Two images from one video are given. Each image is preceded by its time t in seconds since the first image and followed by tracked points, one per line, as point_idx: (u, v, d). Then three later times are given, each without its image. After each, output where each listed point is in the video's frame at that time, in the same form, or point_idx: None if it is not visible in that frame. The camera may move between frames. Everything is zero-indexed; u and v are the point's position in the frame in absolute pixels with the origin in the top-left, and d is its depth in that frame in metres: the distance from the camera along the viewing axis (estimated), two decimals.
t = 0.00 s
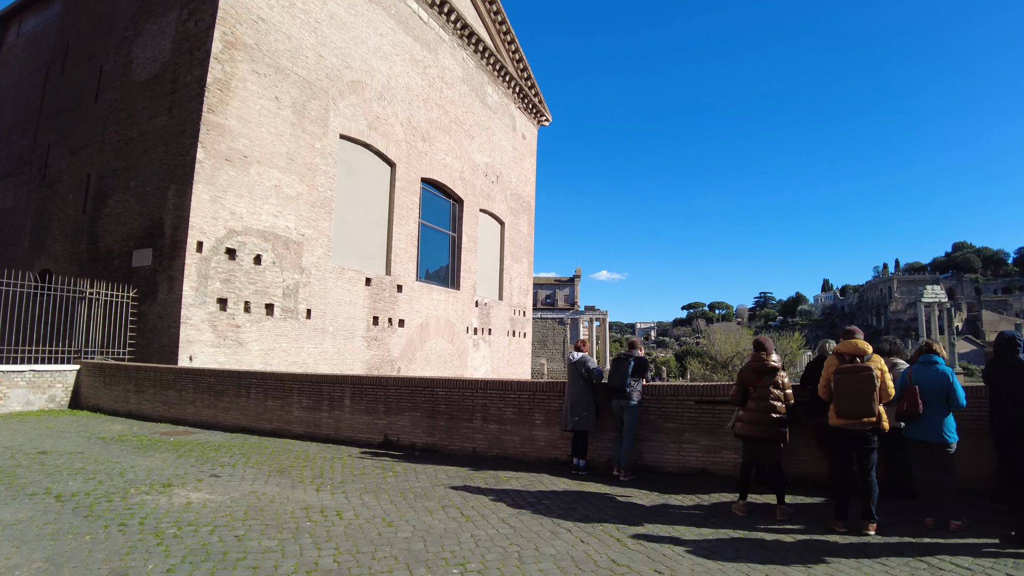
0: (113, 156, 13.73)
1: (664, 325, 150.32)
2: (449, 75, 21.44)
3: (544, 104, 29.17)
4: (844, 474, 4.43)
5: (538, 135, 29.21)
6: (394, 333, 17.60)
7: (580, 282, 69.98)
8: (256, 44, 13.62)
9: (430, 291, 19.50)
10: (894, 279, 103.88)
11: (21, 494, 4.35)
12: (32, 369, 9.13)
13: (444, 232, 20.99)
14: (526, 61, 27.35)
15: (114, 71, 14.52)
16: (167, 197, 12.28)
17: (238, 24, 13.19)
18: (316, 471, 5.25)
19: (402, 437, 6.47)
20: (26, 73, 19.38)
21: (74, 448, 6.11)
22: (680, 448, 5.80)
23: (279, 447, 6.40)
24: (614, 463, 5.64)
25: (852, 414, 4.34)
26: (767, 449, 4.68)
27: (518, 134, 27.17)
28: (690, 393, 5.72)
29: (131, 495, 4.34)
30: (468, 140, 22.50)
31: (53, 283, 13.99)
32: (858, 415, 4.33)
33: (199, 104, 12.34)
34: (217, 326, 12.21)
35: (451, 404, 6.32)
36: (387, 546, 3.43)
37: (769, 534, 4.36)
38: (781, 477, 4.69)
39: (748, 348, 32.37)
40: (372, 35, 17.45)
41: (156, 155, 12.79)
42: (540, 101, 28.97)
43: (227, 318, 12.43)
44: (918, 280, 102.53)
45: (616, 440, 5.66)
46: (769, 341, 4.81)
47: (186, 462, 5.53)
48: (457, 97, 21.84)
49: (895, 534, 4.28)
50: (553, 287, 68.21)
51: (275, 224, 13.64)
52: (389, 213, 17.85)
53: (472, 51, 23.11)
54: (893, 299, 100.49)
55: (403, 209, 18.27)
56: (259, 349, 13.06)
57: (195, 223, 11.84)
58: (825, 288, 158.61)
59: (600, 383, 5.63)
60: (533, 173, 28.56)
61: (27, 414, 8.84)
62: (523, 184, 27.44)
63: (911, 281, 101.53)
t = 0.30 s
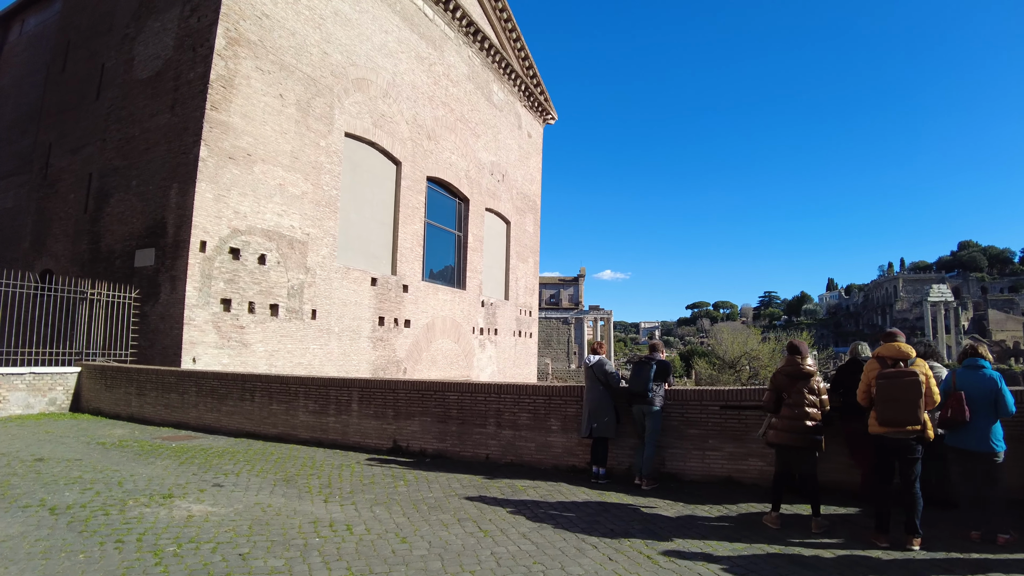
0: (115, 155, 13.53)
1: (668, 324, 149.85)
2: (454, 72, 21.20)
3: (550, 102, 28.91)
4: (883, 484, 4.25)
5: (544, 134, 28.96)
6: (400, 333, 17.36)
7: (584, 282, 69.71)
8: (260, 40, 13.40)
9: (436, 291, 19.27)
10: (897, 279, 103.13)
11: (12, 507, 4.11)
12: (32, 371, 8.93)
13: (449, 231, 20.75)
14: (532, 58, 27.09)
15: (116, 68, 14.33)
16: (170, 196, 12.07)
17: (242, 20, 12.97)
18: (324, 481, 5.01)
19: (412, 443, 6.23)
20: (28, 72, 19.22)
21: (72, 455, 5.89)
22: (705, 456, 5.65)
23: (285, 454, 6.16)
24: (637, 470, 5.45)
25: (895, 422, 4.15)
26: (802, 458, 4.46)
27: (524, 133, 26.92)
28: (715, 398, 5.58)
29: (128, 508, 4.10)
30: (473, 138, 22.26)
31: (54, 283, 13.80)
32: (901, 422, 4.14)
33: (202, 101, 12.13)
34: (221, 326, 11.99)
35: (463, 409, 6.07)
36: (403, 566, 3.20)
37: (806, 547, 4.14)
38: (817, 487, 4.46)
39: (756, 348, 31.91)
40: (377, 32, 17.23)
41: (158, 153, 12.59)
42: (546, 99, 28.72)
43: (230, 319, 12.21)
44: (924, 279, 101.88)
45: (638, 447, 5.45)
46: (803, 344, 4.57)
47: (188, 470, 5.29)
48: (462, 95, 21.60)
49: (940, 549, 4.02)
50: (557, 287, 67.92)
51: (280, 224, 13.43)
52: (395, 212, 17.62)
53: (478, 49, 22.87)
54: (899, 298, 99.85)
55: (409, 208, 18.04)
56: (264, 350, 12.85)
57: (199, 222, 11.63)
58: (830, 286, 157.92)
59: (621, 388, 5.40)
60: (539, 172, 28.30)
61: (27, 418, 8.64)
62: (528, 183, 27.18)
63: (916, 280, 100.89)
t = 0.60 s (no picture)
0: (121, 152, 13.37)
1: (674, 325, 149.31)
2: (463, 69, 20.97)
3: (558, 100, 28.67)
4: (933, 489, 3.95)
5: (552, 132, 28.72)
6: (408, 333, 17.14)
7: (590, 282, 69.44)
8: (267, 35, 13.21)
9: (444, 290, 19.04)
10: (905, 278, 102.29)
11: (7, 514, 3.88)
12: (36, 371, 8.75)
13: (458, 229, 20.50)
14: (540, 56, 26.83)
15: (122, 65, 14.17)
16: (176, 193, 11.89)
17: (249, 14, 12.78)
18: (336, 485, 4.76)
19: (426, 444, 5.98)
20: (34, 70, 19.11)
21: (73, 458, 5.68)
22: (734, 458, 5.40)
23: (294, 456, 5.92)
24: (663, 474, 5.22)
25: (947, 423, 3.87)
26: (844, 460, 4.19)
27: (532, 131, 26.68)
28: (746, 398, 5.32)
29: (130, 515, 3.86)
30: (481, 136, 22.02)
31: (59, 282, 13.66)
32: (954, 423, 3.87)
33: (208, 97, 11.94)
34: (228, 325, 11.80)
35: (479, 409, 5.82)
36: None
37: (851, 556, 3.87)
38: (860, 491, 4.20)
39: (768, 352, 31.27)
40: (385, 28, 17.01)
41: (164, 150, 12.41)
42: (554, 96, 28.47)
43: (237, 318, 12.02)
44: (932, 279, 101.09)
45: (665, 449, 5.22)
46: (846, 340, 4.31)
47: (194, 473, 5.06)
48: (470, 92, 21.37)
49: (996, 559, 3.74)
50: (564, 287, 67.66)
51: (288, 221, 13.23)
52: (403, 210, 17.40)
53: (486, 46, 22.64)
54: (907, 298, 99.11)
55: (417, 206, 17.82)
56: (271, 350, 12.64)
57: (205, 220, 11.43)
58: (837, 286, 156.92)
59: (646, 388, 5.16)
60: (546, 171, 28.04)
61: (30, 418, 8.45)
62: (536, 181, 26.93)
63: (924, 280, 100.04)
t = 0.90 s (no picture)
0: (125, 150, 13.20)
1: (679, 325, 148.72)
2: (470, 67, 20.74)
3: (565, 99, 28.42)
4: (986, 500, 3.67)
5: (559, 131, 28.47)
6: (416, 333, 16.92)
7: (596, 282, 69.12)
8: (273, 31, 13.00)
9: (452, 290, 18.82)
10: (912, 278, 101.49)
11: None
12: (37, 372, 8.56)
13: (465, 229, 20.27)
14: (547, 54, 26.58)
15: (126, 62, 14.00)
16: (180, 191, 11.70)
17: (254, 10, 12.58)
18: (346, 493, 4.52)
19: (439, 450, 5.74)
20: (39, 69, 19.00)
21: (72, 463, 5.47)
22: (763, 465, 5.14)
23: (302, 461, 5.69)
24: (689, 482, 5.01)
25: (1002, 431, 3.59)
26: (888, 469, 3.92)
27: (539, 129, 26.44)
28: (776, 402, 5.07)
29: (128, 527, 3.62)
30: (489, 134, 21.79)
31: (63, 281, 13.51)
32: (1010, 431, 3.58)
33: (214, 93, 11.74)
34: (233, 326, 11.60)
35: (494, 414, 5.56)
36: None
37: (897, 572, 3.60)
38: (904, 501, 3.93)
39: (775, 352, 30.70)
40: (392, 25, 16.80)
41: (169, 147, 12.23)
42: (561, 95, 28.22)
43: (243, 318, 11.82)
44: (939, 278, 100.31)
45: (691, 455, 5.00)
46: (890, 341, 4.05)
47: (197, 481, 4.84)
48: (478, 90, 21.14)
49: None
50: (569, 287, 67.38)
51: (294, 220, 13.02)
52: (410, 209, 17.18)
53: (493, 44, 22.40)
54: (914, 298, 98.34)
55: (425, 205, 17.60)
56: (277, 350, 12.43)
57: (210, 218, 11.24)
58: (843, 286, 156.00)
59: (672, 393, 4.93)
60: (554, 170, 27.79)
61: (31, 420, 8.26)
62: (544, 180, 26.68)
63: (931, 280, 99.16)
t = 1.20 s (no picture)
0: (126, 145, 12.99)
1: (684, 322, 148.34)
2: (475, 61, 20.47)
3: (570, 93, 28.13)
4: None
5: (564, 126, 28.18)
6: (421, 330, 16.69)
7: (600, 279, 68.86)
8: (276, 23, 12.75)
9: (457, 286, 18.58)
10: (918, 274, 100.88)
11: None
12: (35, 369, 8.36)
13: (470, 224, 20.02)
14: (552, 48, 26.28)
15: (127, 55, 13.78)
16: (181, 185, 11.48)
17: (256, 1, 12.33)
18: (353, 496, 4.28)
19: (449, 450, 5.49)
20: (41, 65, 18.83)
21: (67, 464, 5.24)
22: (791, 465, 4.89)
23: (306, 462, 5.45)
24: (713, 483, 4.77)
25: None
26: (934, 471, 3.65)
27: (545, 125, 26.16)
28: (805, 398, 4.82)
29: (119, 535, 3.37)
30: (494, 129, 21.52)
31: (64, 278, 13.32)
32: None
33: (215, 86, 11.51)
34: (236, 322, 11.38)
35: (507, 412, 5.31)
36: None
37: None
38: (950, 505, 3.66)
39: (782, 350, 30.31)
40: (396, 17, 16.54)
41: (170, 141, 12.01)
42: (566, 89, 27.93)
43: (246, 315, 11.60)
44: (945, 275, 99.71)
45: (715, 455, 4.77)
46: (933, 334, 3.81)
47: (196, 483, 4.61)
48: (483, 84, 20.87)
49: None
50: (573, 284, 67.13)
51: (297, 215, 12.79)
52: (415, 204, 16.94)
53: (498, 38, 22.12)
54: (919, 294, 97.79)
55: (430, 200, 17.35)
56: (281, 347, 12.22)
57: (212, 212, 11.01)
58: (848, 283, 155.39)
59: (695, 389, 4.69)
60: (559, 165, 27.51)
61: (29, 419, 8.07)
62: (549, 175, 26.40)
63: (937, 276, 98.50)
